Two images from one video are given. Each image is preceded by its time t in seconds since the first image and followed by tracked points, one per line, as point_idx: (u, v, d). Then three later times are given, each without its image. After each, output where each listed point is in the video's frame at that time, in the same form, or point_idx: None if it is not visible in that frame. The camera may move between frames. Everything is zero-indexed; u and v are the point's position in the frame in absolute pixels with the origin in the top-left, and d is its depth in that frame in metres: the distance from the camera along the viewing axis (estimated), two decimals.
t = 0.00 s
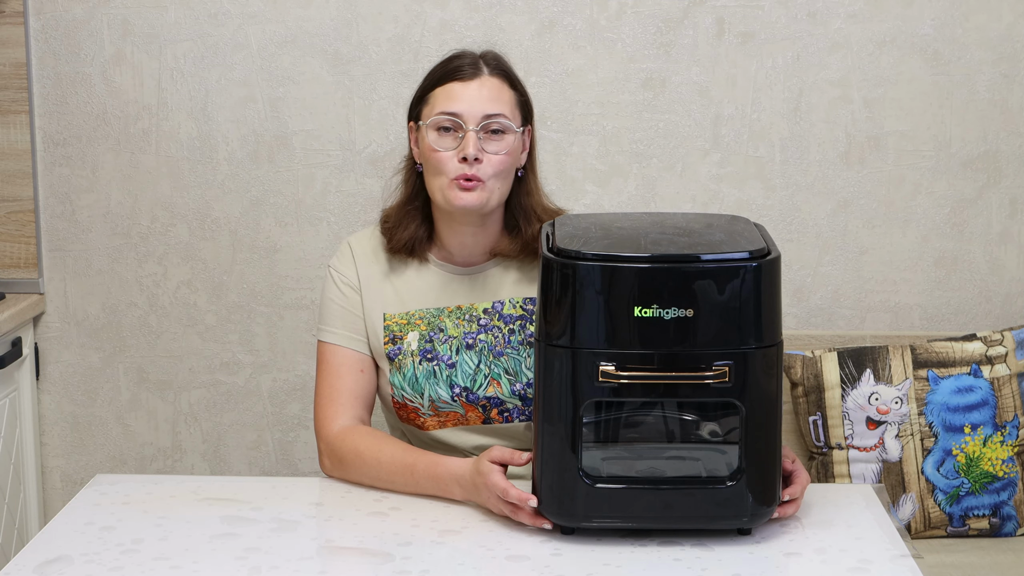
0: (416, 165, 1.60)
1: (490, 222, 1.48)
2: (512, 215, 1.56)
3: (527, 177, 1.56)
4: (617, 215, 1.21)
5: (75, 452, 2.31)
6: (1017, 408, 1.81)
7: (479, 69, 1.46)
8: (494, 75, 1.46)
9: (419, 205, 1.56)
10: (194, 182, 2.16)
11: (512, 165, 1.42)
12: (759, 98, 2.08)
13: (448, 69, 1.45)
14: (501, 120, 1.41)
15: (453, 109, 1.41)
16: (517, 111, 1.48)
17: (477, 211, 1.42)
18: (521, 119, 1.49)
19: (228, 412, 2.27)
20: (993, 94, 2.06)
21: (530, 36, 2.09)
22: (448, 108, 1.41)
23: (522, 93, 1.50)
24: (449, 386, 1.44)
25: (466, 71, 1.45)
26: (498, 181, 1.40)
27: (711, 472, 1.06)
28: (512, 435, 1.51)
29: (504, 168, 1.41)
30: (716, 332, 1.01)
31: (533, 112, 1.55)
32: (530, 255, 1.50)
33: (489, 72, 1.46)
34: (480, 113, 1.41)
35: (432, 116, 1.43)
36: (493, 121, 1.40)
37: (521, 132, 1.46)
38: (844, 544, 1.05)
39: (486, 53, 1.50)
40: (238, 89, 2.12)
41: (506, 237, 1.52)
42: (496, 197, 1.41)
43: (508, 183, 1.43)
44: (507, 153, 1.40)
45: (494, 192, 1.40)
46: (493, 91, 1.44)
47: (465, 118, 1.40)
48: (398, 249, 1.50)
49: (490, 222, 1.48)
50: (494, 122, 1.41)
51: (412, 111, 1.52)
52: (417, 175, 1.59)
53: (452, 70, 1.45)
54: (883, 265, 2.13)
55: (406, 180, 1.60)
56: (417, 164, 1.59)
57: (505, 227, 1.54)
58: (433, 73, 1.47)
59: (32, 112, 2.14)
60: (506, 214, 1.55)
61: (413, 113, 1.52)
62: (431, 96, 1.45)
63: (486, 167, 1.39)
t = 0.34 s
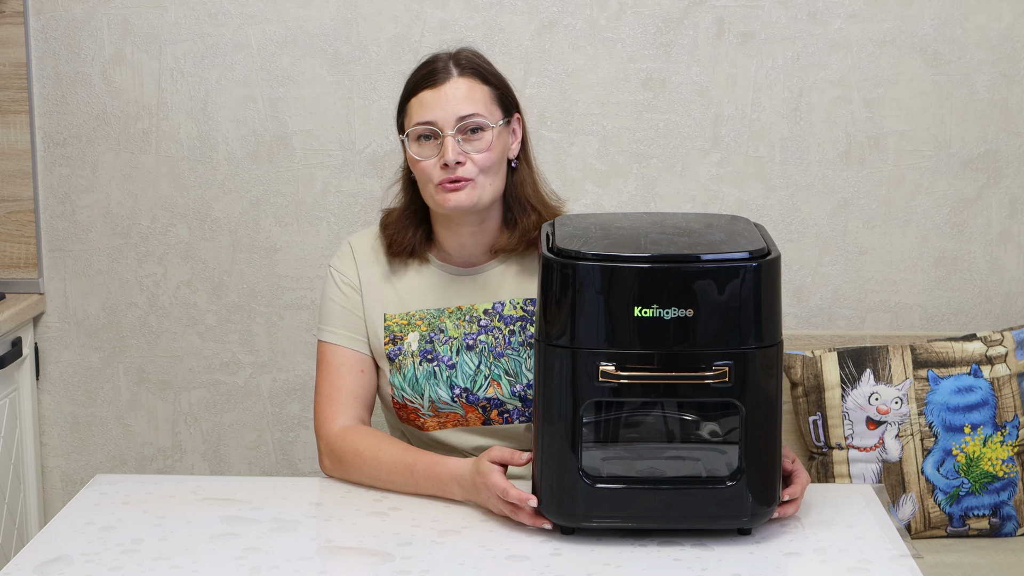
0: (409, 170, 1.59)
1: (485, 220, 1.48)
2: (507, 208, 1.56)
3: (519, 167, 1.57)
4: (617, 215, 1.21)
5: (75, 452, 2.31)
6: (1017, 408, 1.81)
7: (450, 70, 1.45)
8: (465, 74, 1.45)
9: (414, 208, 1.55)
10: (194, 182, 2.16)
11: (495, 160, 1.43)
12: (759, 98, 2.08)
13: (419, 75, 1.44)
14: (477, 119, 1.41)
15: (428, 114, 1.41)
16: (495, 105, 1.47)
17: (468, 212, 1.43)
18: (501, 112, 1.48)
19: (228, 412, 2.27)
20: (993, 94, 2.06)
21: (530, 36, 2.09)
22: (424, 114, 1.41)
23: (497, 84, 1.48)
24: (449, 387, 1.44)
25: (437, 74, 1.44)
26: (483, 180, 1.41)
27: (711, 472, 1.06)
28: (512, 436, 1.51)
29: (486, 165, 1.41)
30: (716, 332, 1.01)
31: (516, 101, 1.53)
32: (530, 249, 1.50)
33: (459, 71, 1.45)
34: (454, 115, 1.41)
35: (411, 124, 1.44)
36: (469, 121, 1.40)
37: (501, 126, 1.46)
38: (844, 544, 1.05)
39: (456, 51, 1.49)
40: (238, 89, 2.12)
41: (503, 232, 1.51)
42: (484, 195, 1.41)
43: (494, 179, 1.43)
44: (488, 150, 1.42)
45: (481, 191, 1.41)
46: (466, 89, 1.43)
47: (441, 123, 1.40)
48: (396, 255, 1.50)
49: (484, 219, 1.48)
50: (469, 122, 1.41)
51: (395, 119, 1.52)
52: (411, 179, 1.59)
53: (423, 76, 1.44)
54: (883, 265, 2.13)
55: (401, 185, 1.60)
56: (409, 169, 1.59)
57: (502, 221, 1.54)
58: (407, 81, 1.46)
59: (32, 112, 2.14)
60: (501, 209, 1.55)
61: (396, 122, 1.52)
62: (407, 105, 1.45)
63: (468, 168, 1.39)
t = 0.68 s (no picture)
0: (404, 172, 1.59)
1: (483, 224, 1.48)
2: (505, 209, 1.56)
3: (517, 167, 1.57)
4: (617, 215, 1.21)
5: (75, 452, 2.31)
6: (1017, 408, 1.81)
7: (448, 76, 1.44)
8: (463, 79, 1.45)
9: (411, 210, 1.55)
10: (194, 182, 2.16)
11: (495, 167, 1.42)
12: (759, 98, 2.08)
13: (417, 81, 1.43)
14: (476, 126, 1.41)
15: (427, 122, 1.40)
16: (492, 110, 1.47)
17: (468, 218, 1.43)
18: (498, 116, 1.48)
19: (228, 412, 2.27)
20: (993, 94, 2.06)
21: (530, 36, 2.09)
22: (423, 121, 1.41)
23: (495, 88, 1.48)
24: (449, 386, 1.44)
25: (435, 80, 1.43)
26: (483, 187, 1.41)
27: (711, 472, 1.06)
28: (511, 435, 1.51)
29: (486, 172, 1.41)
30: (716, 332, 1.01)
31: (512, 104, 1.53)
32: (529, 250, 1.50)
33: (457, 76, 1.45)
34: (453, 123, 1.40)
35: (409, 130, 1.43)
36: (468, 129, 1.40)
37: (498, 131, 1.46)
38: (844, 544, 1.05)
39: (452, 55, 1.48)
40: (238, 89, 2.12)
41: (502, 234, 1.52)
42: (484, 203, 1.42)
43: (493, 185, 1.43)
44: (488, 157, 1.41)
45: (481, 199, 1.41)
46: (464, 95, 1.43)
47: (440, 131, 1.40)
48: (395, 257, 1.49)
49: (483, 222, 1.48)
50: (469, 130, 1.41)
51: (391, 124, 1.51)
52: (407, 181, 1.58)
53: (420, 82, 1.43)
54: (883, 265, 2.13)
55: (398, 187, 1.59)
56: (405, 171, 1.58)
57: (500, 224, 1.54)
58: (404, 87, 1.45)
59: (32, 112, 2.14)
60: (499, 211, 1.55)
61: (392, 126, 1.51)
62: (405, 111, 1.45)
63: (468, 176, 1.39)
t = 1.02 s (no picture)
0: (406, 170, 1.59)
1: (482, 223, 1.48)
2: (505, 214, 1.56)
3: (518, 173, 1.57)
4: (617, 215, 1.21)
5: (75, 452, 2.31)
6: (1017, 408, 1.81)
7: (458, 71, 1.45)
8: (474, 75, 1.46)
9: (410, 210, 1.55)
10: (194, 182, 2.16)
11: (498, 164, 1.42)
12: (759, 98, 2.08)
13: (427, 73, 1.45)
14: (483, 120, 1.41)
15: (435, 113, 1.41)
16: (500, 109, 1.48)
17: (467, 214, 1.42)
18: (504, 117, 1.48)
19: (228, 412, 2.27)
20: (993, 94, 2.06)
21: (530, 36, 2.09)
22: (431, 112, 1.41)
23: (503, 90, 1.49)
24: (447, 388, 1.44)
25: (445, 73, 1.44)
26: (485, 183, 1.40)
27: (711, 472, 1.06)
28: (511, 437, 1.51)
29: (490, 169, 1.41)
30: (716, 332, 1.01)
31: (518, 108, 1.54)
32: (528, 255, 1.50)
33: (468, 72, 1.46)
34: (460, 115, 1.41)
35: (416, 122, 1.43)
36: (475, 123, 1.41)
37: (505, 130, 1.47)
38: (844, 544, 1.05)
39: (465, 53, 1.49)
40: (238, 89, 2.12)
41: (500, 238, 1.51)
42: (485, 199, 1.41)
43: (496, 183, 1.43)
44: (493, 152, 1.41)
45: (483, 194, 1.40)
46: (473, 91, 1.44)
47: (447, 122, 1.40)
48: (392, 256, 1.49)
49: (482, 222, 1.48)
50: (476, 123, 1.41)
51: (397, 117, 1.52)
52: (407, 179, 1.58)
53: (431, 74, 1.44)
54: (883, 264, 2.13)
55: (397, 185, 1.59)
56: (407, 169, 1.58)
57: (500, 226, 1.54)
58: (414, 78, 1.46)
59: (32, 112, 2.14)
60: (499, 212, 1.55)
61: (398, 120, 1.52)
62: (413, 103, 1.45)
63: (472, 169, 1.39)
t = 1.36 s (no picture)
0: (410, 165, 1.60)
1: (484, 221, 1.48)
2: (506, 215, 1.56)
3: (520, 176, 1.57)
4: (617, 215, 1.21)
5: (75, 452, 2.31)
6: (1017, 408, 1.81)
7: (479, 68, 1.47)
8: (494, 75, 1.47)
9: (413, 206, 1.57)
10: (194, 183, 2.16)
11: (512, 164, 1.42)
12: (759, 98, 2.08)
13: (448, 67, 1.46)
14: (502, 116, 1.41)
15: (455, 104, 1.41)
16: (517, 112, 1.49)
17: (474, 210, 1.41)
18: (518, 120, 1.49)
19: (228, 412, 2.27)
20: (993, 94, 2.06)
21: (530, 36, 2.09)
22: (451, 102, 1.42)
23: (520, 94, 1.51)
24: (447, 387, 1.44)
25: (464, 69, 1.46)
26: (498, 180, 1.40)
27: (711, 472, 1.06)
28: (511, 435, 1.51)
29: (504, 166, 1.40)
30: (716, 332, 1.01)
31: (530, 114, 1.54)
32: (527, 256, 1.50)
33: (489, 71, 1.47)
34: (482, 108, 1.40)
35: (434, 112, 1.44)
36: (494, 119, 1.40)
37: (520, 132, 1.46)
38: (844, 544, 1.05)
39: (484, 54, 1.51)
40: (238, 89, 2.12)
41: (501, 237, 1.52)
42: (495, 197, 1.40)
43: (508, 182, 1.42)
44: (509, 151, 1.40)
45: (494, 190, 1.40)
46: (494, 90, 1.44)
47: (467, 114, 1.40)
48: (392, 249, 1.50)
49: (484, 221, 1.48)
50: (495, 118, 1.40)
51: (412, 109, 1.52)
52: (411, 176, 1.60)
53: (451, 69, 1.46)
54: (883, 264, 2.13)
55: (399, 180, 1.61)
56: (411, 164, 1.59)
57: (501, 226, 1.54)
58: (435, 71, 1.47)
59: (32, 112, 2.14)
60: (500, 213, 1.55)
61: (411, 112, 1.53)
62: (432, 94, 1.46)
63: (486, 164, 1.38)
